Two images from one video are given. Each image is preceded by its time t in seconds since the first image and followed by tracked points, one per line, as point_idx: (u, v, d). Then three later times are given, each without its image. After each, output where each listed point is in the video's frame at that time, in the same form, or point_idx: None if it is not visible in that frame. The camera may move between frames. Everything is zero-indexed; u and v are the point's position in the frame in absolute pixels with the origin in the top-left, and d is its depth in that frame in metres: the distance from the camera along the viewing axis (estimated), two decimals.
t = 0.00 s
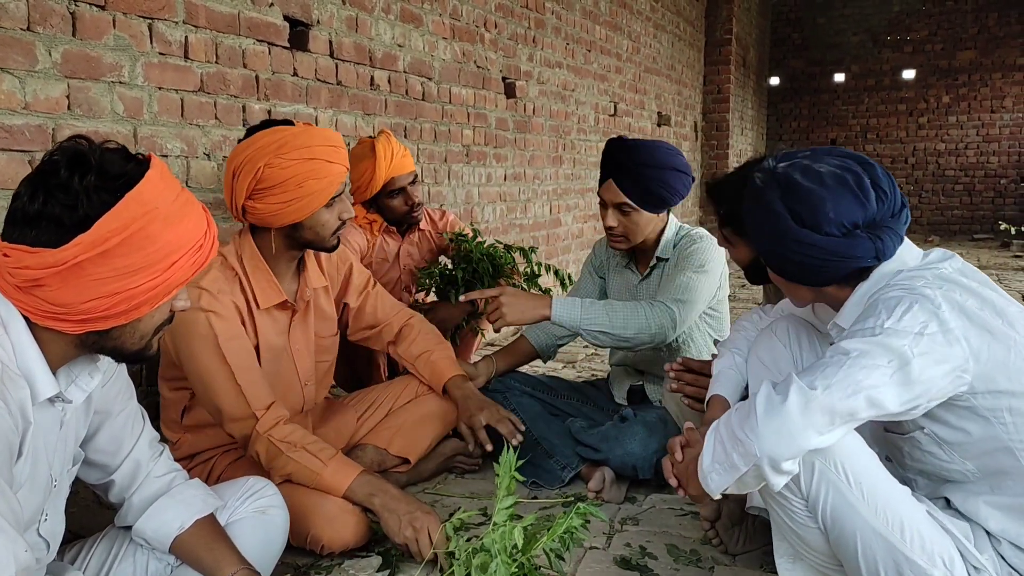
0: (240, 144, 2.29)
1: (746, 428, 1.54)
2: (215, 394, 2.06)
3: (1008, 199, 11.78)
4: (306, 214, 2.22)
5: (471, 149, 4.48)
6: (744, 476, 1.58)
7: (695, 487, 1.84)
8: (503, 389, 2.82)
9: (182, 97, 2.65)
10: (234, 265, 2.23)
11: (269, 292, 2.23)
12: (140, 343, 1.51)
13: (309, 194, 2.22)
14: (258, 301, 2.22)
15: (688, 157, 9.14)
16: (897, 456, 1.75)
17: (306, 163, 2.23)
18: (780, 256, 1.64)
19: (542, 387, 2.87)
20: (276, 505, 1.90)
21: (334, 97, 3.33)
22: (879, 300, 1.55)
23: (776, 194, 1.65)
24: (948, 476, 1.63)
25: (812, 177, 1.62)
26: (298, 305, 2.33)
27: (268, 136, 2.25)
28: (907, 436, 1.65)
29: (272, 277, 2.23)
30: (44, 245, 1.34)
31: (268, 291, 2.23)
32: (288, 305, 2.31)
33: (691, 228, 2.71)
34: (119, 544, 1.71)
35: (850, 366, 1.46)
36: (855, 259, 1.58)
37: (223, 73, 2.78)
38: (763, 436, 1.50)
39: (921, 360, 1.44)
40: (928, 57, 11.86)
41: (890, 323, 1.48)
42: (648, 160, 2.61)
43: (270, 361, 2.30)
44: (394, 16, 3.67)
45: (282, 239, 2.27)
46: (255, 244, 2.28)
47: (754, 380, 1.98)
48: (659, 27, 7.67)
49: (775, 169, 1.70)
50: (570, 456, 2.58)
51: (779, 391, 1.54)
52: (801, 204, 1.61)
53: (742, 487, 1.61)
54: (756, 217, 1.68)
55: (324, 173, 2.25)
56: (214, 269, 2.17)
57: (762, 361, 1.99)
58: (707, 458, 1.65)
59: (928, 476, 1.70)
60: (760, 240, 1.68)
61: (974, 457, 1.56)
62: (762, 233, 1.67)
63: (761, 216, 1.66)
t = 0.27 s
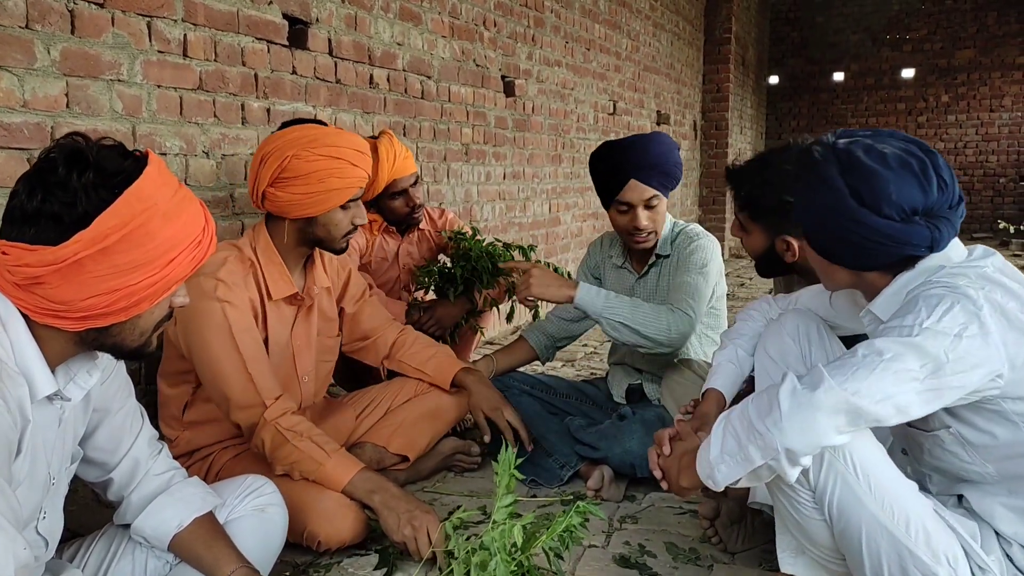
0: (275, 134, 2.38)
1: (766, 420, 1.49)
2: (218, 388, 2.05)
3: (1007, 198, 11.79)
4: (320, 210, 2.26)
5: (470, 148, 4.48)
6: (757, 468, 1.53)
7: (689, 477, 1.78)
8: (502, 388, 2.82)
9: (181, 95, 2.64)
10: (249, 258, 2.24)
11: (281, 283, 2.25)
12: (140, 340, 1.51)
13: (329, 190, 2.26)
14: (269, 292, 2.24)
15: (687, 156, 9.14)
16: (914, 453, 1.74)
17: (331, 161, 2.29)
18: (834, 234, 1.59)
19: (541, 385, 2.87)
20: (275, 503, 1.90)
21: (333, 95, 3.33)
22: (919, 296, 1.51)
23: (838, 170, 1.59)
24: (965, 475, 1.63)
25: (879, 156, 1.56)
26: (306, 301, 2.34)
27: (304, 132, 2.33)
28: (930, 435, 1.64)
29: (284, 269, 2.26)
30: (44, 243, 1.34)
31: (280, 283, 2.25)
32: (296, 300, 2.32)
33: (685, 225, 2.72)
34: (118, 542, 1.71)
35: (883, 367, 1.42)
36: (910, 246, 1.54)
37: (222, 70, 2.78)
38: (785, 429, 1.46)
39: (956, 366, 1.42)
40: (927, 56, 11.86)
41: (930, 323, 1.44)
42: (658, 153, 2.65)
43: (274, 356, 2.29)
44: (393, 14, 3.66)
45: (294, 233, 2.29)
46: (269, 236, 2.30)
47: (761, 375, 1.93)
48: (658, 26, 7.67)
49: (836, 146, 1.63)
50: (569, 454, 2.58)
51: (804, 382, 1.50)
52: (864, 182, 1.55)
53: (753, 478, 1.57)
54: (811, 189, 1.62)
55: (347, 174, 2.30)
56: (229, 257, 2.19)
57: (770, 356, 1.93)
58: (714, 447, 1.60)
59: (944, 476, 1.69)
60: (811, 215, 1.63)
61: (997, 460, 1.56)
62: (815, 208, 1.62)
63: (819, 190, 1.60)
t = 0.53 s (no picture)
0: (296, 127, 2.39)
1: (784, 366, 1.52)
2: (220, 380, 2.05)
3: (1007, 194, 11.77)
4: (327, 207, 2.25)
5: (470, 144, 4.47)
6: (762, 414, 1.54)
7: (695, 440, 1.79)
8: (503, 384, 2.81)
9: (181, 91, 2.64)
10: (256, 250, 2.24)
11: (289, 276, 2.27)
12: (139, 335, 1.50)
13: (340, 187, 2.25)
14: (277, 285, 2.25)
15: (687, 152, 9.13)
16: (941, 445, 1.69)
17: (347, 158, 2.29)
18: (896, 212, 1.57)
19: (542, 381, 2.87)
20: (275, 498, 1.90)
21: (333, 91, 3.32)
22: (962, 287, 1.47)
23: (906, 148, 1.57)
24: (987, 473, 1.57)
25: (948, 135, 1.54)
26: (308, 296, 2.35)
27: (322, 128, 2.34)
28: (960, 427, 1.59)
29: (291, 263, 2.27)
30: (42, 237, 1.34)
31: (288, 276, 2.27)
32: (299, 295, 2.33)
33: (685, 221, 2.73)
34: (118, 537, 1.71)
35: (911, 340, 1.42)
36: (973, 230, 1.51)
37: (222, 65, 2.77)
38: (800, 376, 1.48)
39: (987, 354, 1.40)
40: (927, 52, 11.84)
41: (968, 312, 1.41)
42: (667, 143, 2.68)
43: (277, 349, 2.30)
44: (393, 9, 3.65)
45: (303, 226, 2.28)
46: (278, 228, 2.31)
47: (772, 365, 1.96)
48: (658, 22, 7.65)
49: (903, 125, 1.61)
50: (570, 450, 2.58)
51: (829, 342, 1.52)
52: (933, 160, 1.53)
53: (757, 431, 1.57)
54: (878, 166, 1.60)
55: (359, 173, 2.29)
56: (238, 250, 2.19)
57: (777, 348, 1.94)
58: (727, 391, 1.64)
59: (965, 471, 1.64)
60: (873, 194, 1.61)
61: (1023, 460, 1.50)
62: (879, 187, 1.60)
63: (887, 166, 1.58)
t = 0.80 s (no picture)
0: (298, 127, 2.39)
1: (803, 350, 1.51)
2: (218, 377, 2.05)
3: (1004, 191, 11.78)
4: (327, 208, 2.25)
5: (468, 140, 4.47)
6: (779, 399, 1.53)
7: (699, 425, 1.76)
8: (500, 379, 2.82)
9: (178, 86, 2.63)
10: (255, 247, 2.25)
11: (288, 276, 2.27)
12: (136, 329, 1.50)
13: (341, 189, 2.25)
14: (274, 284, 2.26)
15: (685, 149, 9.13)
16: (943, 435, 1.70)
17: (347, 160, 2.28)
18: (923, 192, 1.56)
19: (539, 378, 2.87)
20: (272, 493, 1.90)
21: (330, 87, 3.31)
22: (976, 273, 1.48)
23: (940, 130, 1.57)
24: (992, 463, 1.58)
25: (979, 123, 1.55)
26: (306, 295, 2.36)
27: (324, 128, 2.34)
28: (967, 415, 1.60)
29: (289, 262, 2.28)
30: (38, 232, 1.33)
31: (286, 276, 2.27)
32: (296, 294, 2.33)
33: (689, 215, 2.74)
34: (116, 533, 1.70)
35: (931, 326, 1.43)
36: (996, 217, 1.52)
37: (219, 61, 2.77)
38: (820, 360, 1.47)
39: (1003, 338, 1.41)
40: (925, 49, 11.84)
41: (984, 297, 1.42)
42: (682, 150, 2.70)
43: (274, 346, 2.31)
44: (391, 5, 3.65)
45: (298, 227, 2.29)
46: (277, 228, 2.31)
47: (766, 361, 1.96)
48: (656, 18, 7.64)
49: (935, 109, 1.62)
50: (567, 446, 2.59)
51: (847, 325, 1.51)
52: (965, 144, 1.54)
53: (769, 417, 1.55)
54: (908, 147, 1.61)
55: (358, 176, 2.28)
56: (236, 248, 2.20)
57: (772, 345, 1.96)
58: (740, 375, 1.61)
59: (966, 464, 1.64)
60: (899, 176, 1.61)
61: None
62: (909, 167, 1.60)
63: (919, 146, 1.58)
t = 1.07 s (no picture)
0: (306, 133, 2.38)
1: (788, 364, 1.51)
2: (221, 380, 2.05)
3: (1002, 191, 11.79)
4: (331, 216, 2.25)
5: (466, 140, 4.47)
6: (769, 415, 1.53)
7: (699, 442, 1.78)
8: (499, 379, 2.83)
9: (177, 86, 2.63)
10: (262, 252, 2.26)
11: (293, 281, 2.28)
12: (136, 329, 1.50)
13: (344, 199, 2.24)
14: (281, 288, 2.27)
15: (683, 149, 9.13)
16: (932, 435, 1.70)
17: (353, 169, 2.27)
18: (881, 202, 1.57)
19: (538, 378, 2.87)
20: (271, 494, 1.90)
21: (329, 86, 3.31)
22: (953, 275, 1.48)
23: (894, 141, 1.58)
24: (982, 462, 1.58)
25: (933, 130, 1.55)
26: (310, 300, 2.36)
27: (331, 134, 2.33)
28: (954, 416, 1.60)
29: (295, 267, 2.28)
30: (38, 232, 1.33)
31: (292, 280, 2.28)
32: (301, 298, 2.33)
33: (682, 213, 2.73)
34: (115, 533, 1.70)
35: (910, 331, 1.43)
36: (956, 221, 1.52)
37: (218, 61, 2.76)
38: (806, 374, 1.47)
39: (984, 339, 1.41)
40: (923, 49, 11.86)
41: (962, 299, 1.42)
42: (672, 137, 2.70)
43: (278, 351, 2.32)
44: (389, 5, 3.65)
45: (304, 233, 2.29)
46: (283, 233, 2.32)
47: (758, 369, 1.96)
48: (655, 18, 7.65)
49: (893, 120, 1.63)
50: (566, 446, 2.59)
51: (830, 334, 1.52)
52: (919, 152, 1.54)
53: (766, 431, 1.55)
54: (865, 159, 1.62)
55: (364, 185, 2.27)
56: (244, 251, 2.21)
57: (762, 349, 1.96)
58: (730, 392, 1.62)
59: (957, 463, 1.65)
60: (859, 188, 1.62)
61: (1017, 446, 1.52)
62: (867, 177, 1.61)
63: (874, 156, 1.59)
